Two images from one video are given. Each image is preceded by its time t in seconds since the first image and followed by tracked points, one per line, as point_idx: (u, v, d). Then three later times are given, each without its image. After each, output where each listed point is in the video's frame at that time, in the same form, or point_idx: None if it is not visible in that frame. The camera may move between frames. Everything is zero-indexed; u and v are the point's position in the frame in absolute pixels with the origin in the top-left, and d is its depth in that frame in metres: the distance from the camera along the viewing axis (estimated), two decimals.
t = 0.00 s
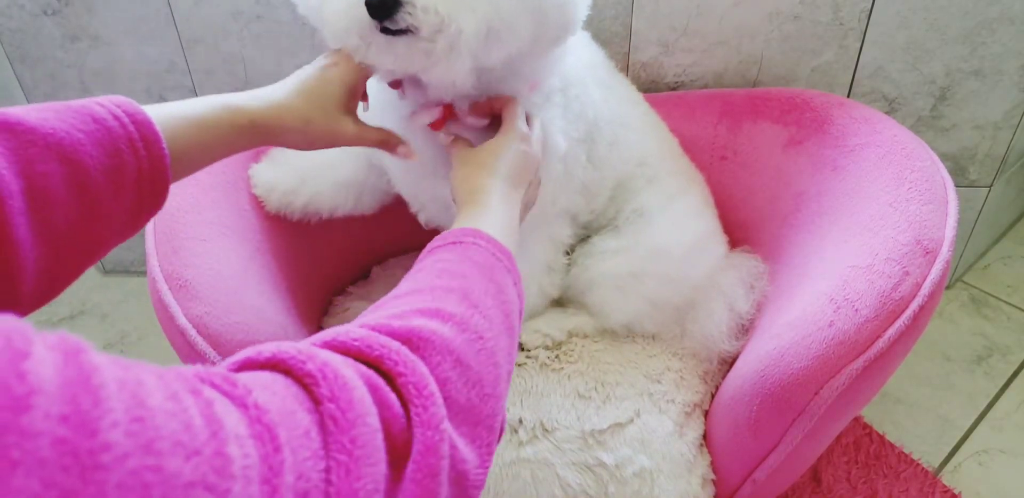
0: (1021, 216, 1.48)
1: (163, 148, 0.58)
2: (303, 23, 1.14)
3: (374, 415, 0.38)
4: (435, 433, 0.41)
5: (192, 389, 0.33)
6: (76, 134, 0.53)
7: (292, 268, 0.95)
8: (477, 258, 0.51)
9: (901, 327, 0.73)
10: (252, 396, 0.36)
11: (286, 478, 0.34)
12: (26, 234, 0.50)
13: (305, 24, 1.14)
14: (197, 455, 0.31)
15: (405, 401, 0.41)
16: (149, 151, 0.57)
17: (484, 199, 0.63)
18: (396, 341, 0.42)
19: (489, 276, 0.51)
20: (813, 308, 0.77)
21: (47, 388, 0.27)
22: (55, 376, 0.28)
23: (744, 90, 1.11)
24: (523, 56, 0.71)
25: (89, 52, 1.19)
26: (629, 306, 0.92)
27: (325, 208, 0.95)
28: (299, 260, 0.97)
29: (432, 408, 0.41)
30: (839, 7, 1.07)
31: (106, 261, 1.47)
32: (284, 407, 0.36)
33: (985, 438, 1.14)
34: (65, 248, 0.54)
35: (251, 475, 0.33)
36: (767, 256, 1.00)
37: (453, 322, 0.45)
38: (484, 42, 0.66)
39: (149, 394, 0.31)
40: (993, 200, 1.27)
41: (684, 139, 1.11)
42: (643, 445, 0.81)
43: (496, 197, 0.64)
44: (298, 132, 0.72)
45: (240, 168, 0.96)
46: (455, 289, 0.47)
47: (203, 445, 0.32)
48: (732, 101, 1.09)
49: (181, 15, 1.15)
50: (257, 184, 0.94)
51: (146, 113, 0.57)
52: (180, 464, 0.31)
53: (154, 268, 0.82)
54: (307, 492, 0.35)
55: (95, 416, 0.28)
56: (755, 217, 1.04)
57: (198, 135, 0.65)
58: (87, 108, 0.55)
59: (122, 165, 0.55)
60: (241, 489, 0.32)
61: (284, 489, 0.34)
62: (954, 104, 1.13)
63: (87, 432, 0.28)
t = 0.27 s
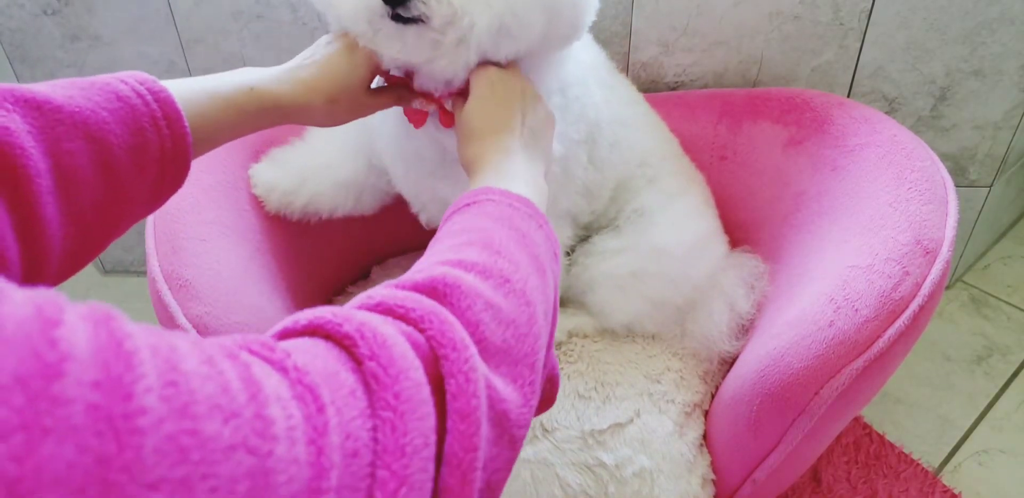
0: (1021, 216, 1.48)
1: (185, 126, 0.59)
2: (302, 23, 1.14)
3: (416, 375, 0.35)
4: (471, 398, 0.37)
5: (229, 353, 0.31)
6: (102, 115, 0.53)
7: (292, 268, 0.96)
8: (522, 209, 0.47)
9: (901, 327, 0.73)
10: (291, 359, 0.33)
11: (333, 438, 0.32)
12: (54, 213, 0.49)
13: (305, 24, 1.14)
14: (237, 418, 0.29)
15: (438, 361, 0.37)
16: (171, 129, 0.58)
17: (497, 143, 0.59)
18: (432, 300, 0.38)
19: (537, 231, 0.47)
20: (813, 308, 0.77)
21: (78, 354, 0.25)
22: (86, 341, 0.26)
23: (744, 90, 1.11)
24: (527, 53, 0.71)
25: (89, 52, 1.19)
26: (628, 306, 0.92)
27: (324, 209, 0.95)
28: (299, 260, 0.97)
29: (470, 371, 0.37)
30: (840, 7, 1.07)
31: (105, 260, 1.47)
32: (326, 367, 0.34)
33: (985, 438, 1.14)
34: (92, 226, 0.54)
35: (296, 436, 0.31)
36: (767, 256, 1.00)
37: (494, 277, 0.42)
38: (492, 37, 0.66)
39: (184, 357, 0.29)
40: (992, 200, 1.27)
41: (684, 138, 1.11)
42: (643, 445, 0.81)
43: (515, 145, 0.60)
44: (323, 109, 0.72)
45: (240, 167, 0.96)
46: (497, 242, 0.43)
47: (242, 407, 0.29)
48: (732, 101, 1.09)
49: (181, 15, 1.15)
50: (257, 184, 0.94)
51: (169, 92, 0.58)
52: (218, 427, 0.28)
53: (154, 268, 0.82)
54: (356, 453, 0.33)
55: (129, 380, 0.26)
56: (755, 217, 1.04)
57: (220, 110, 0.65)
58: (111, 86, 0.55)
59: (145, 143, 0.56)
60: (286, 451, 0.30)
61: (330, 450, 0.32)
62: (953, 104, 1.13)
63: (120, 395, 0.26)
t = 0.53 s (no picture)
0: (1021, 216, 1.48)
1: (187, 118, 0.58)
2: (303, 23, 1.14)
3: (410, 317, 0.35)
4: (461, 342, 0.37)
5: (226, 292, 0.30)
6: (110, 104, 0.54)
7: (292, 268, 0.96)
8: (513, 177, 0.47)
9: (901, 327, 0.72)
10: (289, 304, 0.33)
11: (334, 376, 0.32)
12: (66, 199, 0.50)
13: (306, 24, 1.14)
14: (236, 353, 0.29)
15: (428, 307, 0.37)
16: (174, 119, 0.57)
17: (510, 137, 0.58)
18: (425, 250, 0.38)
19: (530, 196, 0.47)
20: (813, 308, 0.77)
21: (71, 283, 0.25)
22: (81, 271, 0.25)
23: (744, 90, 1.11)
24: (536, 55, 0.71)
25: (89, 52, 1.19)
26: (629, 305, 0.92)
27: (324, 209, 0.95)
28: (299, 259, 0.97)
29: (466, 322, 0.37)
30: (839, 7, 1.07)
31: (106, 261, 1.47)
32: (322, 310, 0.34)
33: (985, 438, 1.14)
34: (96, 211, 0.54)
35: (296, 373, 0.30)
36: (767, 256, 1.00)
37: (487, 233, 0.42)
38: (500, 39, 0.66)
39: (181, 293, 0.28)
40: (993, 200, 1.27)
41: (683, 139, 1.12)
42: (643, 445, 0.81)
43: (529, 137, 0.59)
44: (315, 110, 0.73)
45: (241, 168, 0.97)
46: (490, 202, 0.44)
47: (241, 342, 0.29)
48: (732, 101, 1.09)
49: (181, 15, 1.15)
50: (257, 184, 0.94)
51: (172, 85, 0.58)
52: (216, 360, 0.28)
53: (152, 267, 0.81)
54: (358, 393, 0.33)
55: (123, 310, 0.26)
56: (755, 217, 1.04)
57: (223, 111, 0.64)
58: (115, 76, 0.55)
59: (149, 134, 0.56)
60: (286, 387, 0.30)
61: (332, 388, 0.31)
62: (953, 104, 1.13)
63: (116, 323, 0.25)
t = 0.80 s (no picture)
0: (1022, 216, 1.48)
1: (212, 124, 0.60)
2: (303, 24, 1.14)
3: (418, 300, 0.35)
4: (472, 325, 0.37)
5: (214, 256, 0.30)
6: (133, 107, 0.55)
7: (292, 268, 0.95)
8: (515, 164, 0.48)
9: (901, 327, 0.72)
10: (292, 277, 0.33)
11: (328, 348, 0.32)
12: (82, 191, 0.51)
13: (306, 24, 1.14)
14: (219, 315, 0.28)
15: (436, 289, 0.37)
16: (198, 125, 0.58)
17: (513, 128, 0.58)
18: (432, 234, 0.38)
19: (536, 184, 0.47)
20: (813, 308, 0.77)
21: (42, 234, 0.24)
22: (50, 224, 0.24)
23: (744, 90, 1.11)
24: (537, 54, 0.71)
25: (89, 52, 1.19)
26: (630, 305, 0.91)
27: (324, 209, 0.94)
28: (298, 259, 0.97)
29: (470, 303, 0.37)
30: (839, 7, 1.07)
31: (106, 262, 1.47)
32: (324, 288, 0.34)
33: (985, 438, 1.14)
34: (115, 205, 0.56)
35: (286, 342, 0.30)
36: (767, 256, 1.00)
37: (491, 220, 0.42)
38: (513, 36, 0.66)
39: (163, 252, 0.27)
40: (993, 200, 1.27)
41: (683, 139, 1.12)
42: (643, 445, 0.81)
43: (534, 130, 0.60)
44: (339, 121, 0.73)
45: (242, 168, 0.97)
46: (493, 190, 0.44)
47: (226, 305, 0.28)
48: (732, 101, 1.10)
49: (181, 15, 1.14)
50: (258, 184, 0.94)
51: (199, 91, 0.59)
52: (197, 322, 0.27)
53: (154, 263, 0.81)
54: (355, 368, 0.33)
55: (95, 262, 0.25)
56: (755, 217, 1.04)
57: (249, 118, 0.68)
58: (141, 81, 0.57)
59: (173, 138, 0.57)
60: (275, 355, 0.29)
61: (325, 360, 0.31)
62: (954, 104, 1.13)
63: (85, 275, 0.24)
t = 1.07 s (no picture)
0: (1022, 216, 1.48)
1: (192, 97, 0.59)
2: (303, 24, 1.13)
3: (395, 272, 0.35)
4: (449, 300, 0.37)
5: (204, 244, 0.30)
6: (121, 81, 0.54)
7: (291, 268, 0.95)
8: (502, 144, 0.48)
9: (901, 327, 0.72)
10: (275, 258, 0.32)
11: (320, 328, 0.31)
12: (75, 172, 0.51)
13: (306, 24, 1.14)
14: (214, 303, 0.28)
15: (409, 262, 0.37)
16: (181, 99, 0.58)
17: (522, 120, 0.58)
18: (404, 206, 0.38)
19: (515, 164, 0.47)
20: (813, 308, 0.77)
21: (34, 231, 0.23)
22: (42, 221, 0.24)
23: (745, 90, 1.11)
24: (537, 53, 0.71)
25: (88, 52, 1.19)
26: (630, 304, 0.91)
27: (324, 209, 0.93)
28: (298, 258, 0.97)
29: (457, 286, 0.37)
30: (840, 7, 1.07)
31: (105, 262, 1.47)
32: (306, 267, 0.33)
33: (985, 438, 1.14)
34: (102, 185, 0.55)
35: (280, 324, 0.30)
36: (767, 256, 1.00)
37: (469, 194, 0.42)
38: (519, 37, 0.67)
39: (154, 243, 0.27)
40: (993, 200, 1.27)
41: (683, 139, 1.12)
42: (643, 446, 0.81)
43: (541, 122, 0.60)
44: (309, 93, 0.78)
45: (241, 167, 0.97)
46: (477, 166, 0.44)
47: (220, 293, 0.28)
48: (732, 101, 1.09)
49: (181, 15, 1.14)
50: (257, 184, 0.94)
51: (178, 65, 0.59)
52: (192, 311, 0.27)
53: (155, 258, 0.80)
54: (347, 343, 0.32)
55: (89, 258, 0.24)
56: (755, 217, 1.04)
57: (232, 90, 0.68)
58: (125, 55, 0.56)
59: (158, 112, 0.57)
60: (269, 338, 0.29)
61: (318, 339, 0.31)
62: (954, 104, 1.13)
63: (80, 270, 0.24)
